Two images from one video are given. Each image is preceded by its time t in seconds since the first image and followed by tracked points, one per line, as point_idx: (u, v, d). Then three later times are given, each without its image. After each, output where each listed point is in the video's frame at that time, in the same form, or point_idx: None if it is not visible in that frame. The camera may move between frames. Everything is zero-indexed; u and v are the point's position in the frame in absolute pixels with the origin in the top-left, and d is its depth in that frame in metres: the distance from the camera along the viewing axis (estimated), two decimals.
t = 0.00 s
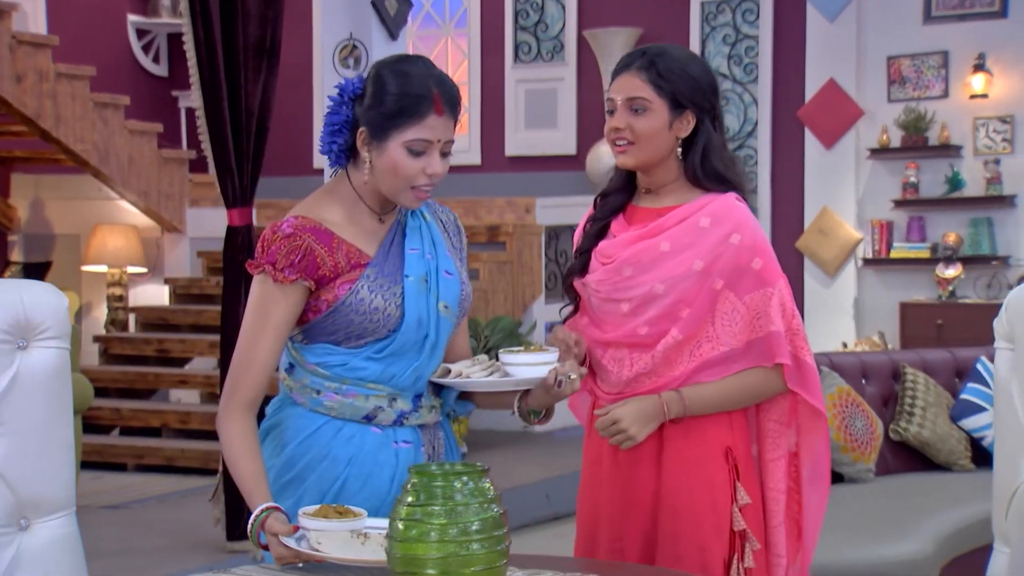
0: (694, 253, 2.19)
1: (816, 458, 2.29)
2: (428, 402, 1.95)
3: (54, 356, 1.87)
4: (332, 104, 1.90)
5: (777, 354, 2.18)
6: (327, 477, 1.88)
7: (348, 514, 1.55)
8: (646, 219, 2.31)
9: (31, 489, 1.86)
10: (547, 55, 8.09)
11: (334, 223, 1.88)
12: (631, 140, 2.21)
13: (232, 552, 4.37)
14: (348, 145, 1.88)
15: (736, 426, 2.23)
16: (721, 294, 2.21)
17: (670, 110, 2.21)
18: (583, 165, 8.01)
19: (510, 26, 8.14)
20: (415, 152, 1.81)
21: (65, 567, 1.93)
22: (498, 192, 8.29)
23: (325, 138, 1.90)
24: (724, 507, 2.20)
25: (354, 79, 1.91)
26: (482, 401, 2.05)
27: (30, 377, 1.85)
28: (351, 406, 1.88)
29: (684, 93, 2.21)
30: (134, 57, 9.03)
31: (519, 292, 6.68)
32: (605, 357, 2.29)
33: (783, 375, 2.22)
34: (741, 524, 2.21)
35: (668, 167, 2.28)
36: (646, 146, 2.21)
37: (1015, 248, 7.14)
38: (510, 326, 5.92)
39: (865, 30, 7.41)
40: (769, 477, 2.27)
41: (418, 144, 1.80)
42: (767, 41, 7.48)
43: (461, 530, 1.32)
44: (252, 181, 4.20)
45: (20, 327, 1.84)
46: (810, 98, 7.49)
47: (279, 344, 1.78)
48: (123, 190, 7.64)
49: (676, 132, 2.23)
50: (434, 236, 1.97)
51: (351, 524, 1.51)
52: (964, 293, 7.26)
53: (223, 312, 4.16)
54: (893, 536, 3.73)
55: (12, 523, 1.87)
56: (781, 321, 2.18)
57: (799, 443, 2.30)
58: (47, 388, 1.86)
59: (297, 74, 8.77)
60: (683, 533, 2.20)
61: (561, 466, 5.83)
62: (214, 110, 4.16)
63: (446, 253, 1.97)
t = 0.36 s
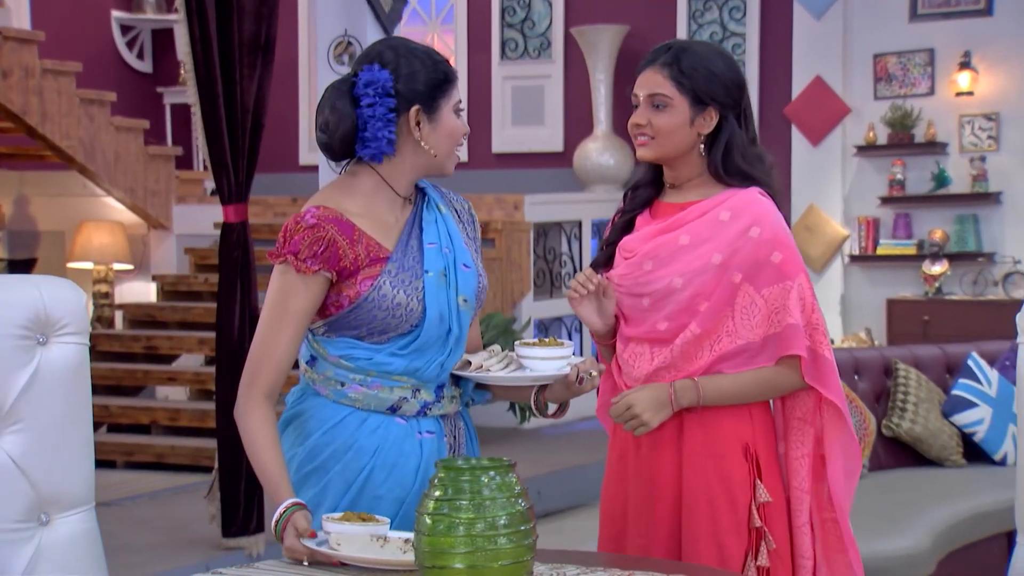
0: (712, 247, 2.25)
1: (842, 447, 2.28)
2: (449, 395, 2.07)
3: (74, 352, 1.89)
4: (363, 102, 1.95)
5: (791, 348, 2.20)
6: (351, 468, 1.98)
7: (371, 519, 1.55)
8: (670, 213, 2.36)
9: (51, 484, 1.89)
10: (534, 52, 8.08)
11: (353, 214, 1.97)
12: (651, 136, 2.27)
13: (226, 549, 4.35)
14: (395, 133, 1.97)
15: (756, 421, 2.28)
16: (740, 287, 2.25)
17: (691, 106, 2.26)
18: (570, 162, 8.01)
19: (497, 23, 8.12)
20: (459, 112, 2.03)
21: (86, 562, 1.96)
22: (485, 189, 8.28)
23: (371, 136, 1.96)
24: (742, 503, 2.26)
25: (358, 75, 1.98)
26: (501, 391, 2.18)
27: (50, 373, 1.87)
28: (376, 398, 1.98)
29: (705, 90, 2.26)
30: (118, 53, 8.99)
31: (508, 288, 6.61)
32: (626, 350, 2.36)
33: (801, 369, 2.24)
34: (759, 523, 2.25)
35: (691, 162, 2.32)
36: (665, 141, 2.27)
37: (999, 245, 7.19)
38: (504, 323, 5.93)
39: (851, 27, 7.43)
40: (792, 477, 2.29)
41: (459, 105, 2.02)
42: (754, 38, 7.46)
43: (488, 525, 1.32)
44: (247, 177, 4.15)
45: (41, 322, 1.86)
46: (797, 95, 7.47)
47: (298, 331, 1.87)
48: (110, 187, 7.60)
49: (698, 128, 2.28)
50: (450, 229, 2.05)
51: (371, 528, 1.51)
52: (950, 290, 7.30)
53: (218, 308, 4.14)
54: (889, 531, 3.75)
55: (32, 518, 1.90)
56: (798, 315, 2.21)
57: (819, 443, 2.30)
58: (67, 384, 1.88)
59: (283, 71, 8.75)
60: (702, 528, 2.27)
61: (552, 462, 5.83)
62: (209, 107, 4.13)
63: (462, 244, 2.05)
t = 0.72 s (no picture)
0: (705, 251, 2.27)
1: (832, 446, 2.29)
2: (438, 391, 2.12)
3: (72, 353, 1.88)
4: (343, 100, 1.98)
5: (783, 352, 2.23)
6: (350, 464, 2.00)
7: (369, 525, 1.56)
8: (667, 219, 2.39)
9: (48, 484, 1.87)
10: (505, 53, 8.07)
11: (344, 213, 2.01)
12: (647, 143, 2.29)
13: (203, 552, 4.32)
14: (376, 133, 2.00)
15: (754, 422, 2.31)
16: (733, 291, 2.27)
17: (686, 116, 2.27)
18: (541, 163, 8.02)
19: (466, 24, 8.09)
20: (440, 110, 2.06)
21: (85, 564, 1.93)
22: (455, 190, 8.26)
23: (350, 135, 1.99)
24: (742, 506, 2.30)
25: (339, 74, 2.00)
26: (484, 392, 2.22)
27: (48, 373, 1.86)
28: (372, 394, 2.01)
29: (698, 98, 2.26)
30: (84, 53, 8.90)
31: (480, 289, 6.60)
32: (627, 356, 2.39)
33: (795, 371, 2.25)
34: (758, 524, 2.29)
35: (688, 168, 2.34)
36: (660, 150, 2.29)
37: (965, 245, 7.26)
38: (481, 324, 5.93)
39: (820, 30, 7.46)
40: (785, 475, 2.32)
41: (440, 104, 2.06)
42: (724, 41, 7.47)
43: (494, 524, 1.32)
44: (225, 177, 4.13)
45: (37, 322, 1.86)
46: (766, 97, 7.52)
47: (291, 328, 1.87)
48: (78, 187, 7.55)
49: (693, 137, 2.29)
50: (434, 228, 2.11)
51: (370, 533, 1.50)
52: (917, 290, 7.37)
53: (195, 309, 4.11)
54: (868, 529, 3.78)
55: (30, 519, 1.88)
56: (790, 317, 2.23)
57: (805, 442, 2.31)
58: (64, 385, 1.87)
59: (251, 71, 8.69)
60: (701, 527, 2.32)
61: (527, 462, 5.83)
62: (187, 106, 4.09)
63: (446, 243, 2.12)
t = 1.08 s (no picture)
0: (693, 254, 2.27)
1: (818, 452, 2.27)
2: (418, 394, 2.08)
3: (77, 353, 1.90)
4: (325, 102, 1.99)
5: (768, 356, 2.23)
6: (327, 464, 1.99)
7: (376, 524, 1.58)
8: (657, 220, 2.40)
9: (54, 481, 1.88)
10: (480, 54, 8.06)
11: (334, 205, 2.02)
12: (638, 144, 2.30)
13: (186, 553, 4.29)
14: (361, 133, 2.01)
15: (740, 422, 2.31)
16: (720, 295, 2.27)
17: (671, 110, 2.29)
18: (518, 164, 8.03)
19: (443, 25, 8.08)
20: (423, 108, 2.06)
21: (90, 564, 1.94)
22: (431, 191, 8.25)
23: (333, 135, 2.00)
24: (726, 503, 2.29)
25: (321, 76, 2.02)
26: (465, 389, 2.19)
27: (53, 374, 1.88)
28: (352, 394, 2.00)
29: (682, 91, 2.29)
30: (56, 53, 8.82)
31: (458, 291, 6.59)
32: (618, 357, 2.40)
33: (780, 375, 2.25)
34: (743, 520, 2.28)
35: (679, 166, 2.35)
36: (651, 148, 2.30)
37: (939, 245, 7.33)
38: (464, 325, 5.94)
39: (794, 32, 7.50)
40: (769, 475, 2.31)
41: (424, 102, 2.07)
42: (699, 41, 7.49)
43: (505, 523, 1.33)
44: (208, 178, 4.11)
45: (42, 323, 1.88)
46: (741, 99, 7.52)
47: (282, 312, 1.94)
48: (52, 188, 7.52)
49: (682, 130, 2.31)
50: (418, 226, 2.11)
51: (377, 532, 1.52)
52: (891, 290, 7.42)
53: (178, 310, 4.09)
54: (850, 528, 3.81)
55: (35, 519, 1.89)
56: (776, 322, 2.23)
57: (792, 442, 2.30)
58: (69, 384, 1.89)
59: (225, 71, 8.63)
60: (684, 524, 2.31)
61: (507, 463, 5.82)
62: (170, 106, 4.06)
63: (430, 241, 2.12)
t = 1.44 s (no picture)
0: (686, 254, 2.24)
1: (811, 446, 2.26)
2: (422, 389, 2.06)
3: (90, 351, 1.80)
4: (323, 103, 2.00)
5: (760, 353, 2.21)
6: (335, 458, 2.00)
7: (391, 521, 1.58)
8: (650, 219, 2.37)
9: (68, 483, 1.79)
10: (465, 54, 8.03)
11: (352, 200, 2.03)
12: (631, 144, 2.28)
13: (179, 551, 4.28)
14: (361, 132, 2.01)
15: (736, 420, 2.29)
16: (714, 293, 2.25)
17: (666, 114, 2.27)
18: (503, 164, 8.02)
19: (426, 24, 8.05)
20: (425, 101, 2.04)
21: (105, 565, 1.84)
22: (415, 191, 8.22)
23: (331, 136, 2.00)
24: (724, 499, 2.26)
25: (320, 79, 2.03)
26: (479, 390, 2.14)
27: (66, 373, 1.78)
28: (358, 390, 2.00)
29: (678, 96, 2.26)
30: (38, 52, 8.77)
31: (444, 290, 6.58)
32: (611, 354, 2.36)
33: (772, 370, 2.24)
34: (740, 514, 2.26)
35: (671, 167, 2.33)
36: (644, 149, 2.28)
37: (922, 245, 7.28)
38: (452, 324, 5.93)
39: (778, 33, 7.46)
40: (765, 471, 2.29)
41: (426, 94, 2.05)
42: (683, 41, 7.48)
43: (523, 519, 1.34)
44: (200, 177, 4.11)
45: (55, 321, 1.78)
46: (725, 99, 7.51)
47: (320, 298, 1.93)
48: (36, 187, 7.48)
49: (675, 133, 2.28)
50: (426, 225, 2.11)
51: (393, 529, 1.53)
52: (875, 289, 7.38)
53: (171, 310, 4.07)
54: (842, 524, 3.83)
55: (49, 517, 1.78)
56: (769, 319, 2.21)
57: (788, 439, 2.28)
58: (83, 383, 1.79)
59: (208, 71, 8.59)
60: (682, 520, 2.28)
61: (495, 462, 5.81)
62: (162, 105, 4.04)
63: (436, 239, 2.12)
